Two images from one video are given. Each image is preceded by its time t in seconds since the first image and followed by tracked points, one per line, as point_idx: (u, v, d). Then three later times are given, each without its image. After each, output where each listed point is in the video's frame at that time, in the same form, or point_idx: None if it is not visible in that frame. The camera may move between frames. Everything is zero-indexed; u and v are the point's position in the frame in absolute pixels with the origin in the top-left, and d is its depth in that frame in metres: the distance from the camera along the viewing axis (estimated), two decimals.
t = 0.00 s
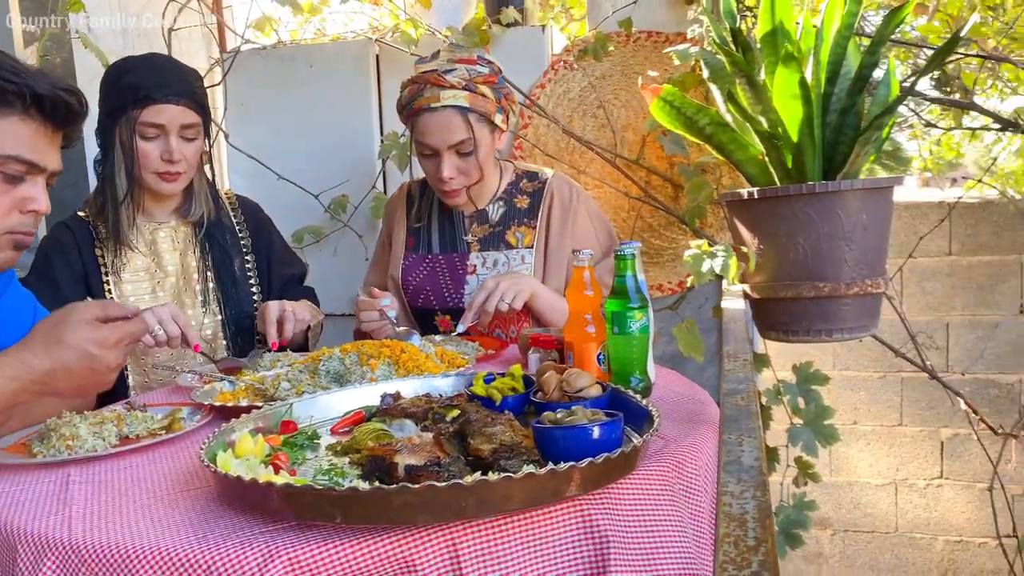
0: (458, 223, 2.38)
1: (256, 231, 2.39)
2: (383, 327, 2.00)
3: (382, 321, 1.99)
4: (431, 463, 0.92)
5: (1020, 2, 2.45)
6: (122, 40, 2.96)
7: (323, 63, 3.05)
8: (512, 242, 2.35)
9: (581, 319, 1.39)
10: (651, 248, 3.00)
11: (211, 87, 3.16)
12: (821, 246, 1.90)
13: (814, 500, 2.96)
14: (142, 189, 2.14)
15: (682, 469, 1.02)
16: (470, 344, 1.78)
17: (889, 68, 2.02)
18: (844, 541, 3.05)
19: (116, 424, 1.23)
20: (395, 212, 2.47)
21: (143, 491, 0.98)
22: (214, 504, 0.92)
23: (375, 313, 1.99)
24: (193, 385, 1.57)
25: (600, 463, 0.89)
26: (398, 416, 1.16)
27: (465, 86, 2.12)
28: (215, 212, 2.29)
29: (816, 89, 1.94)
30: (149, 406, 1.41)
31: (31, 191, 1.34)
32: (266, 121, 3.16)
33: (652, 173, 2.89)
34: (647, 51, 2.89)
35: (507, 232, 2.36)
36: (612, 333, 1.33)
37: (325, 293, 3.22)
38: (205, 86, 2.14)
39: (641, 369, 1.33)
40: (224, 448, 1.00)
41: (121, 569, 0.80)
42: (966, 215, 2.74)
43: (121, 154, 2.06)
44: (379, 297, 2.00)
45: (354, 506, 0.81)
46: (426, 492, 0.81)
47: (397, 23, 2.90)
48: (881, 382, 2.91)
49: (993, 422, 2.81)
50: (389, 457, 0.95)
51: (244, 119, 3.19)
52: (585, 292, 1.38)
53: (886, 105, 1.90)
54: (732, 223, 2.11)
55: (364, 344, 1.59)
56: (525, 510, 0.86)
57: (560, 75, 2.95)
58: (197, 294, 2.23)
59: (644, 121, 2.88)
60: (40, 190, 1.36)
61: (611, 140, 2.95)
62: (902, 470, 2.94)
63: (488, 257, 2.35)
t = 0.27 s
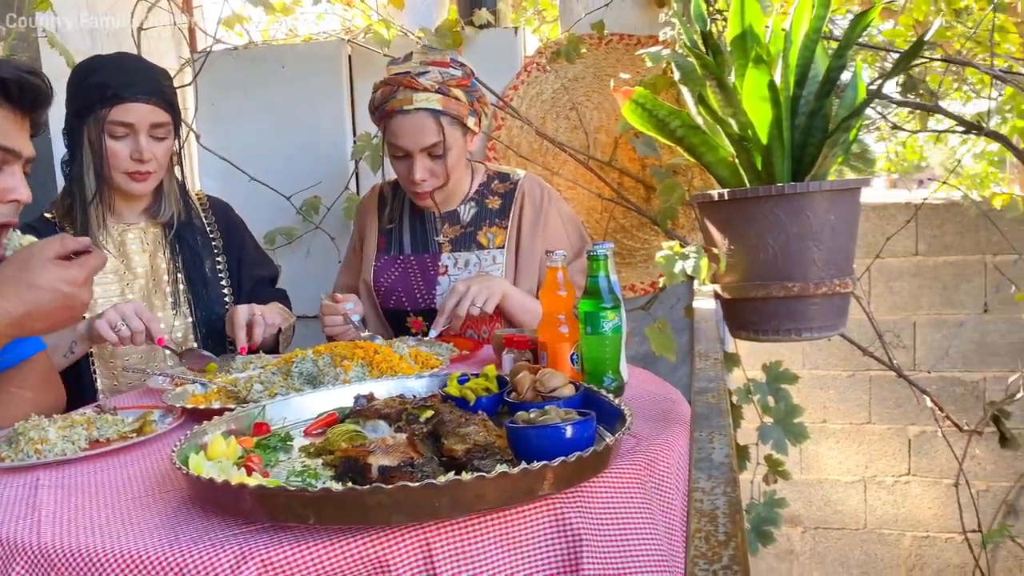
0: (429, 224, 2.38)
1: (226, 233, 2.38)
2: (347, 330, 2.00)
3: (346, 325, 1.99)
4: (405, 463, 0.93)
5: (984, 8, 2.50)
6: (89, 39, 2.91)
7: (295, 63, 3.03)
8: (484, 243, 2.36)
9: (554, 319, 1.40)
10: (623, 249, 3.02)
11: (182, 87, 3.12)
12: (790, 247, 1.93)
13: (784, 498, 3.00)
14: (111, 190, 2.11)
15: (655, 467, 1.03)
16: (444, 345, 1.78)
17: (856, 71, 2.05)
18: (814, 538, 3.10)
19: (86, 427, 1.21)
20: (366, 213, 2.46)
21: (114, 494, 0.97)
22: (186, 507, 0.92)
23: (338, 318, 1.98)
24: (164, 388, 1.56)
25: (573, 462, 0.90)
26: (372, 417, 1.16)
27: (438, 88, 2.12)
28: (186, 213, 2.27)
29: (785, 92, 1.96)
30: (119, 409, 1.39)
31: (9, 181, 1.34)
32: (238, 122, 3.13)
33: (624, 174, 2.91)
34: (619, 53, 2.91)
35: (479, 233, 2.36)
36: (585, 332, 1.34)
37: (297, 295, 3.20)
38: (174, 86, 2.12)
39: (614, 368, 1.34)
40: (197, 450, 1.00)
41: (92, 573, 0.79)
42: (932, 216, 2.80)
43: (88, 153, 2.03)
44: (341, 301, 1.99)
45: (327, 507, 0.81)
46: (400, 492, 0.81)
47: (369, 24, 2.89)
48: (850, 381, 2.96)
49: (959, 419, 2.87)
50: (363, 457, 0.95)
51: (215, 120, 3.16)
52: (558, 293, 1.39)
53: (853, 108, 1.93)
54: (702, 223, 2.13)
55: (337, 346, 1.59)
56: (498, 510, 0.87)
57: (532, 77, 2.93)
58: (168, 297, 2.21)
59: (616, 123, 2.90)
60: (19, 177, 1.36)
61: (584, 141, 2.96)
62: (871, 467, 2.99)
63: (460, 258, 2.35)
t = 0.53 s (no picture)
0: (400, 225, 2.37)
1: (195, 234, 2.35)
2: (317, 325, 1.99)
3: (316, 319, 1.98)
4: (378, 464, 0.93)
5: (946, 13, 2.56)
6: (55, 38, 2.87)
7: (265, 63, 3.01)
8: (455, 243, 2.36)
9: (526, 320, 1.41)
10: (595, 249, 3.02)
11: (149, 87, 3.08)
12: (758, 247, 1.96)
13: (754, 496, 3.04)
14: (77, 190, 2.08)
15: (627, 466, 1.04)
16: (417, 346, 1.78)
17: (822, 74, 2.09)
18: (784, 535, 3.15)
19: (53, 432, 1.19)
20: (336, 215, 2.46)
21: (83, 498, 0.96)
22: (157, 510, 0.91)
23: (308, 313, 1.97)
24: (132, 391, 1.54)
25: (545, 461, 0.91)
26: (344, 418, 1.15)
27: (408, 90, 2.12)
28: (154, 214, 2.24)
29: (753, 95, 1.99)
30: (87, 412, 1.38)
31: None
32: (208, 122, 3.10)
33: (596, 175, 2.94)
34: (590, 55, 2.93)
35: (450, 233, 2.37)
36: (557, 333, 1.35)
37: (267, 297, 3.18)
38: (141, 85, 2.09)
39: (586, 368, 1.35)
40: (167, 453, 0.99)
41: None
42: (898, 216, 2.85)
43: (53, 153, 1.99)
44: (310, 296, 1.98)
45: (300, 507, 0.82)
46: (373, 492, 0.82)
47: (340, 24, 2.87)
48: (817, 380, 3.01)
49: (924, 417, 2.93)
50: (336, 458, 0.95)
51: (184, 120, 3.12)
52: (531, 293, 1.40)
53: (819, 110, 1.97)
54: (673, 224, 2.16)
55: (309, 347, 1.58)
56: (472, 509, 0.87)
57: (505, 78, 2.96)
58: (137, 299, 2.17)
59: (587, 125, 2.92)
60: None
61: (555, 143, 2.98)
62: (839, 465, 3.04)
63: (431, 259, 2.34)
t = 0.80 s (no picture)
0: (371, 227, 2.37)
1: (161, 235, 2.33)
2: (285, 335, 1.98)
3: (284, 330, 1.97)
4: (350, 465, 0.93)
5: (909, 18, 2.61)
6: (21, 37, 2.80)
7: (233, 64, 2.98)
8: (426, 245, 2.36)
9: (498, 320, 1.41)
10: (565, 251, 3.07)
11: (115, 87, 3.04)
12: (726, 248, 1.99)
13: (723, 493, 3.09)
14: (41, 191, 2.05)
15: (598, 465, 1.05)
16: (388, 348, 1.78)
17: (788, 77, 2.13)
18: (752, 533, 3.19)
19: (19, 436, 1.18)
20: (306, 218, 2.44)
21: (50, 502, 0.94)
22: (126, 513, 0.90)
23: (276, 323, 1.95)
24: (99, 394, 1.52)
25: (517, 460, 0.92)
26: (315, 420, 1.15)
27: (380, 92, 2.12)
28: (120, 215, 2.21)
29: (720, 98, 2.02)
30: (53, 416, 1.36)
31: None
32: (175, 123, 3.06)
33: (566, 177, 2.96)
34: (560, 58, 2.95)
35: (421, 235, 2.37)
36: (528, 333, 1.36)
37: (236, 300, 3.15)
38: (107, 84, 2.06)
39: (557, 368, 1.36)
40: (137, 456, 0.98)
41: None
42: (862, 217, 2.91)
43: (18, 153, 1.96)
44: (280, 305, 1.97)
45: (272, 508, 0.82)
46: (346, 492, 0.82)
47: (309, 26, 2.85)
48: (785, 379, 3.06)
49: (889, 414, 2.99)
50: (307, 460, 0.95)
51: (150, 121, 3.08)
52: (502, 294, 1.41)
53: (785, 113, 2.01)
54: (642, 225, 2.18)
55: (279, 349, 1.58)
56: (443, 508, 0.88)
57: (473, 80, 2.94)
58: (102, 302, 2.14)
59: (558, 126, 2.93)
60: None
61: (526, 145, 2.99)
62: (806, 462, 3.09)
63: (402, 260, 2.34)
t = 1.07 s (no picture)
0: (340, 229, 2.36)
1: (125, 236, 2.29)
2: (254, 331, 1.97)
3: (254, 327, 1.95)
4: (320, 466, 0.93)
5: (870, 23, 2.67)
6: None
7: (199, 64, 2.95)
8: (396, 246, 2.36)
9: (468, 321, 1.42)
10: (535, 252, 3.09)
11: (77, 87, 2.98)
12: (693, 249, 2.02)
13: (691, 492, 3.12)
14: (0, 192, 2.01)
15: (568, 463, 1.06)
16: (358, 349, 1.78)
17: (753, 80, 2.16)
18: (720, 531, 3.24)
19: None
20: (274, 219, 2.43)
21: (15, 508, 0.93)
22: (93, 517, 0.89)
23: (246, 320, 1.93)
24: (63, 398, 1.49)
25: (487, 459, 0.92)
26: (285, 422, 1.15)
27: (350, 93, 2.11)
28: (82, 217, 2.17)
29: (686, 100, 2.05)
30: (15, 421, 1.33)
31: None
32: (140, 124, 3.01)
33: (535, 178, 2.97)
34: (528, 60, 2.96)
35: (391, 236, 2.36)
36: (498, 333, 1.37)
37: (202, 301, 3.11)
38: (69, 83, 2.03)
39: (527, 367, 1.37)
40: (103, 459, 0.97)
41: None
42: (825, 218, 2.97)
43: None
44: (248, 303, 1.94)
45: (242, 510, 0.82)
46: (316, 493, 0.82)
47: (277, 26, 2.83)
48: (751, 377, 3.11)
49: (852, 412, 3.05)
50: (277, 461, 0.95)
51: (114, 122, 3.03)
52: (472, 295, 1.41)
53: (750, 116, 2.04)
54: (610, 226, 2.20)
55: (248, 351, 1.56)
56: (415, 508, 0.88)
57: (444, 81, 2.97)
58: (65, 304, 2.11)
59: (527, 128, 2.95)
60: None
61: (495, 146, 3.00)
62: (773, 460, 3.14)
63: (371, 261, 2.33)
